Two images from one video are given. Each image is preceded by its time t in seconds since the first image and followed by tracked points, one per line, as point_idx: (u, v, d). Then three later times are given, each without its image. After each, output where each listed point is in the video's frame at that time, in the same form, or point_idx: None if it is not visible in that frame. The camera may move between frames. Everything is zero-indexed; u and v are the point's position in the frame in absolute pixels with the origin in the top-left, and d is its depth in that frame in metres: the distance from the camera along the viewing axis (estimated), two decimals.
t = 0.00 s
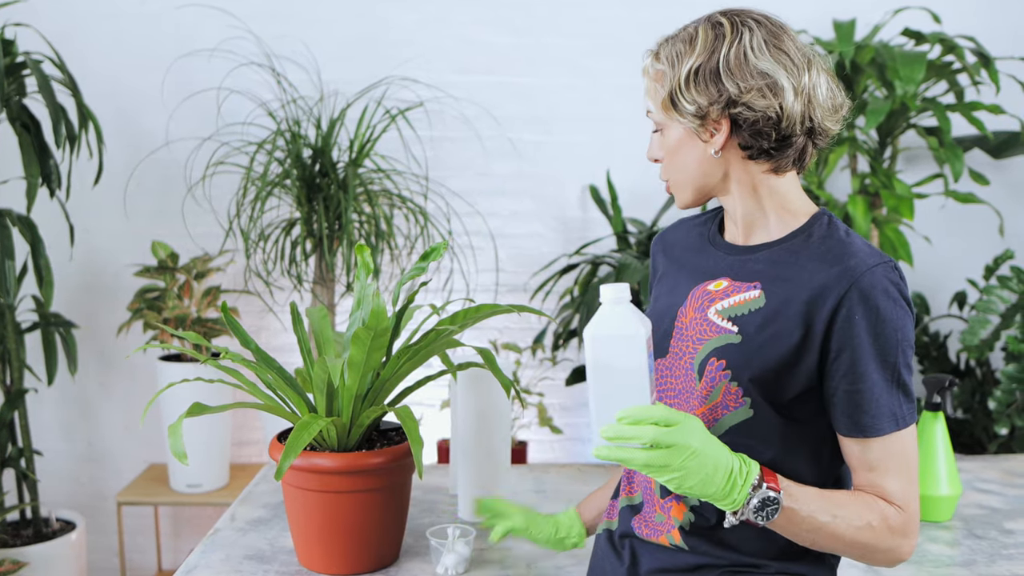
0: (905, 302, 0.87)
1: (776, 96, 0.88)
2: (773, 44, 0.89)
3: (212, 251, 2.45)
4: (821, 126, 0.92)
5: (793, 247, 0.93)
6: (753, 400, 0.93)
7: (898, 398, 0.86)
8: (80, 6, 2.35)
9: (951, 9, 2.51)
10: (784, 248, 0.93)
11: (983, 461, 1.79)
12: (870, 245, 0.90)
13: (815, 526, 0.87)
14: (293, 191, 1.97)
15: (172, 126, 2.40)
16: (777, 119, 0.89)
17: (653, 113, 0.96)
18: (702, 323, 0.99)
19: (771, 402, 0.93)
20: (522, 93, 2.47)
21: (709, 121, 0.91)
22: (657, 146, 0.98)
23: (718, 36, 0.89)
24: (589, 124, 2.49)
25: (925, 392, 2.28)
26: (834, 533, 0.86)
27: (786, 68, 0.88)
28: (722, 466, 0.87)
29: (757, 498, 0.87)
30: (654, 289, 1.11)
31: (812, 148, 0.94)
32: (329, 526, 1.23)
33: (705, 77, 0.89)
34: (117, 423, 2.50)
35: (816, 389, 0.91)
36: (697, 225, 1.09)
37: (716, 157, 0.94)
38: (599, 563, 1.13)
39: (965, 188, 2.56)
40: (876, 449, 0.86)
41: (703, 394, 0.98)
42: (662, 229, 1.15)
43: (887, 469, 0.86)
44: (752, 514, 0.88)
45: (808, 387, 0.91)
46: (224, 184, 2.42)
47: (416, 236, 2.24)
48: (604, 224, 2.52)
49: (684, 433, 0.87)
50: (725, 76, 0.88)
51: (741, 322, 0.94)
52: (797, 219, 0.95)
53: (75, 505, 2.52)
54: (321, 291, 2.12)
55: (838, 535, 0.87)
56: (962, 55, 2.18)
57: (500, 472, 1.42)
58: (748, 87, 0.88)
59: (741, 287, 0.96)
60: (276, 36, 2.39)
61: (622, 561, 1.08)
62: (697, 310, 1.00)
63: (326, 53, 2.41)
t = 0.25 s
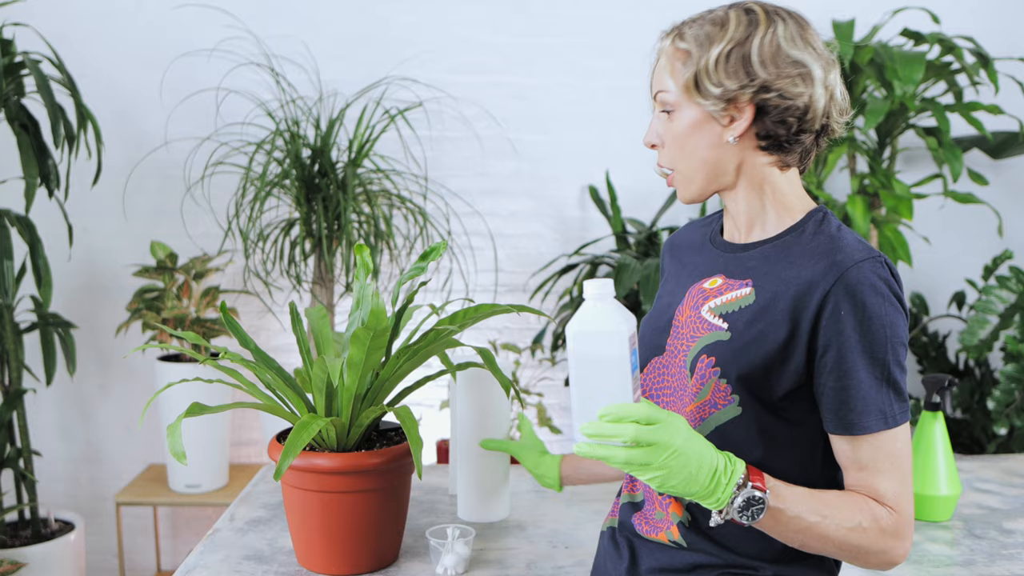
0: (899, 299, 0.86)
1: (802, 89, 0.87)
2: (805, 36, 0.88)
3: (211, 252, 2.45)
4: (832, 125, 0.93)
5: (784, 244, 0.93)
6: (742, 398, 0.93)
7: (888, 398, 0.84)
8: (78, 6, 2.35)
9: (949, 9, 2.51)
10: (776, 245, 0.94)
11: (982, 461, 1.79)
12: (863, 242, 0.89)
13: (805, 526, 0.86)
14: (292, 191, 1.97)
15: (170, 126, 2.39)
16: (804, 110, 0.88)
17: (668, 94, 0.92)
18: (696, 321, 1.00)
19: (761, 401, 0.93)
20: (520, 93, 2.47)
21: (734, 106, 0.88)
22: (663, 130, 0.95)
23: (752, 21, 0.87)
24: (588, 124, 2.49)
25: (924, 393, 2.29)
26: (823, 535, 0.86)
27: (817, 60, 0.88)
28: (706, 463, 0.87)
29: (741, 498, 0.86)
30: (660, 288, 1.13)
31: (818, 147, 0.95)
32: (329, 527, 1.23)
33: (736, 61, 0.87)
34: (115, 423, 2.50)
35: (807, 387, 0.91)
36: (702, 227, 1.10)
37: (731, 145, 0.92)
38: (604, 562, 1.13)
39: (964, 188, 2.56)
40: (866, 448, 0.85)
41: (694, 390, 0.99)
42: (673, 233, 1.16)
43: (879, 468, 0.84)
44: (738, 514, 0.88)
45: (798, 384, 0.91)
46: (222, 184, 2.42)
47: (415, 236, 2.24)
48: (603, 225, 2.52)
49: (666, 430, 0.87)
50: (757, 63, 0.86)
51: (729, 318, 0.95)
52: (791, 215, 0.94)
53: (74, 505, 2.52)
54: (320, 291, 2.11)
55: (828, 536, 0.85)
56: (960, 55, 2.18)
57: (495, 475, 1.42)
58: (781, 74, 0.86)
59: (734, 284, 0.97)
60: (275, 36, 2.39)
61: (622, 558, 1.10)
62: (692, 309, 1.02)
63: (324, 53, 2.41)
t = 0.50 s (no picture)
0: (902, 299, 0.86)
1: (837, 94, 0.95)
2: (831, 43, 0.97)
3: (210, 252, 2.45)
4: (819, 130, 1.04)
5: (787, 244, 0.94)
6: (747, 400, 0.94)
7: (891, 397, 0.85)
8: (77, 6, 2.35)
9: (949, 9, 2.51)
10: (779, 245, 0.94)
11: (981, 461, 1.79)
12: (866, 242, 0.89)
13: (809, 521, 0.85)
14: (291, 192, 1.97)
15: (170, 126, 2.39)
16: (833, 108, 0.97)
17: (729, 78, 0.91)
18: (699, 323, 1.00)
19: (765, 402, 0.94)
20: (520, 93, 2.47)
21: (795, 94, 0.92)
22: (708, 110, 0.92)
23: (804, 22, 0.93)
24: (588, 124, 2.49)
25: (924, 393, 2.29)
26: (828, 529, 0.84)
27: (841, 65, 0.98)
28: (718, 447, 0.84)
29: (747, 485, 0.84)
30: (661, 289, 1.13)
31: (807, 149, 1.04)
32: (328, 527, 1.23)
33: (801, 55, 0.91)
34: (115, 423, 2.50)
35: (810, 387, 0.92)
36: (701, 229, 1.11)
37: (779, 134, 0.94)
38: (605, 563, 1.13)
39: (963, 188, 2.56)
40: (871, 444, 0.85)
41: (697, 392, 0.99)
42: (672, 235, 1.17)
43: (883, 466, 0.85)
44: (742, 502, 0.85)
45: (802, 384, 0.91)
46: (221, 184, 2.42)
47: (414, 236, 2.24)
48: (602, 225, 2.52)
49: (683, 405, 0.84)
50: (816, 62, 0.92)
51: (733, 320, 0.95)
52: (797, 213, 0.96)
53: (73, 505, 2.52)
54: (319, 291, 2.11)
55: (832, 533, 0.84)
56: (960, 55, 2.18)
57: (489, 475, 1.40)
58: (829, 72, 0.94)
59: (736, 286, 0.97)
60: (274, 36, 2.39)
61: (623, 561, 1.10)
62: (694, 311, 1.02)
63: (324, 53, 2.41)
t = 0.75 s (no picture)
0: (909, 295, 0.86)
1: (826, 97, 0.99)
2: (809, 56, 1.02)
3: (210, 252, 2.45)
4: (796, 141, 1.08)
5: (792, 242, 0.94)
6: (755, 400, 0.95)
7: (899, 393, 0.85)
8: (76, 5, 2.35)
9: (948, 9, 2.51)
10: (783, 243, 0.94)
11: (980, 461, 1.79)
12: (871, 238, 0.89)
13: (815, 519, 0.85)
14: (291, 192, 1.97)
15: (169, 126, 2.39)
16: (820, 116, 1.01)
17: (743, 82, 0.92)
18: (705, 325, 1.01)
19: (774, 400, 0.94)
20: (520, 93, 2.47)
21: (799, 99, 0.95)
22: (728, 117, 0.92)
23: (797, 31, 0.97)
24: (587, 124, 2.50)
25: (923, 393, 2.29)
26: (835, 527, 0.84)
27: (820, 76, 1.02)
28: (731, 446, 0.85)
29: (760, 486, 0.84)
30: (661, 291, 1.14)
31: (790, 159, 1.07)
32: (328, 527, 1.23)
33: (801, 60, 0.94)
34: (114, 423, 2.50)
35: (818, 385, 0.92)
36: (699, 230, 1.11)
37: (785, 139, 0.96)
38: (607, 564, 1.14)
39: (963, 189, 2.56)
40: (876, 442, 0.85)
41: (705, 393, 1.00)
42: (670, 236, 1.17)
43: (889, 463, 0.85)
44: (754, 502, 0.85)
45: (811, 382, 0.91)
46: (221, 184, 2.42)
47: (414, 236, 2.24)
48: (602, 225, 2.53)
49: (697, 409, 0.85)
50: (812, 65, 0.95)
51: (741, 320, 0.95)
52: (802, 211, 0.96)
53: (72, 505, 2.52)
54: (319, 291, 2.11)
55: (838, 531, 0.85)
56: (959, 56, 2.18)
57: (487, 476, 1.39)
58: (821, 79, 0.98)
59: (741, 286, 0.97)
60: (274, 36, 2.39)
61: (626, 562, 1.11)
62: (699, 312, 1.02)
63: (323, 53, 2.41)
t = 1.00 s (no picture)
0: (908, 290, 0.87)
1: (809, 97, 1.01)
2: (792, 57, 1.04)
3: (210, 252, 2.45)
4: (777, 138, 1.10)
5: (790, 241, 0.94)
6: (760, 400, 0.94)
7: (903, 387, 0.85)
8: (76, 5, 2.35)
9: (948, 9, 2.51)
10: (782, 242, 0.95)
11: (980, 462, 1.79)
12: (869, 234, 0.89)
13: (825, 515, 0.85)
14: (291, 191, 1.97)
15: (169, 126, 2.39)
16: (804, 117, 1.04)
17: (750, 91, 0.92)
18: (706, 326, 1.01)
19: (778, 400, 0.94)
20: (520, 93, 2.47)
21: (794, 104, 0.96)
22: (733, 129, 0.91)
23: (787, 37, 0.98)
24: (587, 124, 2.50)
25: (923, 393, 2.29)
26: (845, 522, 0.84)
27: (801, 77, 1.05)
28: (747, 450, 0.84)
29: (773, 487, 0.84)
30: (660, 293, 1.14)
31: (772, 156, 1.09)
32: (328, 527, 1.23)
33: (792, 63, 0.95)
34: (114, 424, 2.50)
35: (821, 383, 0.92)
36: (692, 230, 1.12)
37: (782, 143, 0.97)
38: (609, 563, 1.14)
39: (963, 189, 2.56)
40: (880, 436, 0.85)
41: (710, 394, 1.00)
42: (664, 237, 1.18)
43: (893, 458, 0.85)
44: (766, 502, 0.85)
45: (813, 380, 0.91)
46: (221, 184, 2.42)
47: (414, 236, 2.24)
48: (601, 225, 2.53)
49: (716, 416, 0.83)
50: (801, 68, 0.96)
51: (743, 321, 0.95)
52: (798, 208, 0.97)
53: (73, 505, 2.52)
54: (318, 291, 2.11)
55: (846, 526, 0.85)
56: (959, 56, 2.18)
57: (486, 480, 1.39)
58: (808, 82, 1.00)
59: (740, 287, 0.97)
60: (274, 36, 2.39)
61: (630, 562, 1.10)
62: (698, 314, 1.02)
63: (323, 53, 2.41)
